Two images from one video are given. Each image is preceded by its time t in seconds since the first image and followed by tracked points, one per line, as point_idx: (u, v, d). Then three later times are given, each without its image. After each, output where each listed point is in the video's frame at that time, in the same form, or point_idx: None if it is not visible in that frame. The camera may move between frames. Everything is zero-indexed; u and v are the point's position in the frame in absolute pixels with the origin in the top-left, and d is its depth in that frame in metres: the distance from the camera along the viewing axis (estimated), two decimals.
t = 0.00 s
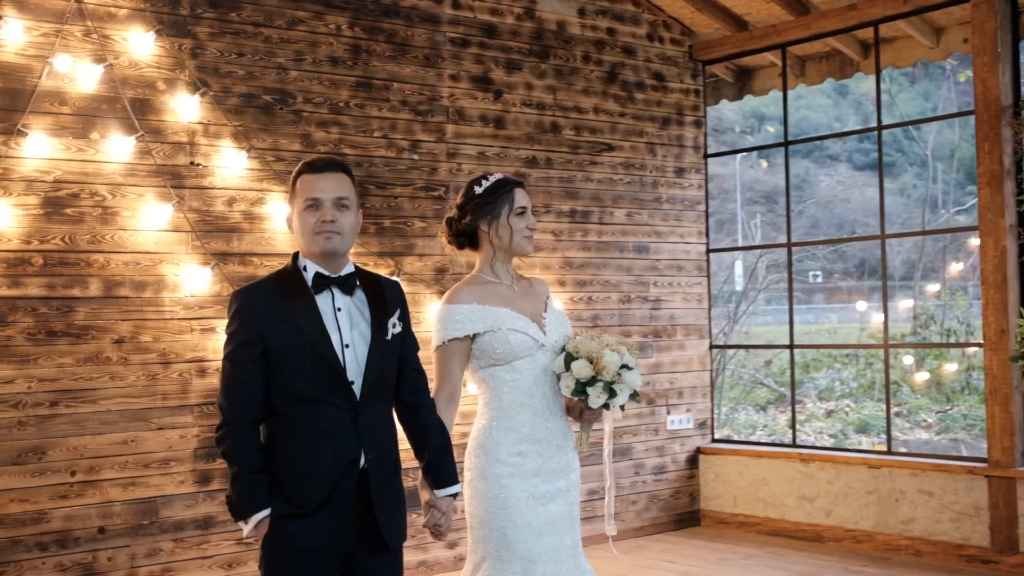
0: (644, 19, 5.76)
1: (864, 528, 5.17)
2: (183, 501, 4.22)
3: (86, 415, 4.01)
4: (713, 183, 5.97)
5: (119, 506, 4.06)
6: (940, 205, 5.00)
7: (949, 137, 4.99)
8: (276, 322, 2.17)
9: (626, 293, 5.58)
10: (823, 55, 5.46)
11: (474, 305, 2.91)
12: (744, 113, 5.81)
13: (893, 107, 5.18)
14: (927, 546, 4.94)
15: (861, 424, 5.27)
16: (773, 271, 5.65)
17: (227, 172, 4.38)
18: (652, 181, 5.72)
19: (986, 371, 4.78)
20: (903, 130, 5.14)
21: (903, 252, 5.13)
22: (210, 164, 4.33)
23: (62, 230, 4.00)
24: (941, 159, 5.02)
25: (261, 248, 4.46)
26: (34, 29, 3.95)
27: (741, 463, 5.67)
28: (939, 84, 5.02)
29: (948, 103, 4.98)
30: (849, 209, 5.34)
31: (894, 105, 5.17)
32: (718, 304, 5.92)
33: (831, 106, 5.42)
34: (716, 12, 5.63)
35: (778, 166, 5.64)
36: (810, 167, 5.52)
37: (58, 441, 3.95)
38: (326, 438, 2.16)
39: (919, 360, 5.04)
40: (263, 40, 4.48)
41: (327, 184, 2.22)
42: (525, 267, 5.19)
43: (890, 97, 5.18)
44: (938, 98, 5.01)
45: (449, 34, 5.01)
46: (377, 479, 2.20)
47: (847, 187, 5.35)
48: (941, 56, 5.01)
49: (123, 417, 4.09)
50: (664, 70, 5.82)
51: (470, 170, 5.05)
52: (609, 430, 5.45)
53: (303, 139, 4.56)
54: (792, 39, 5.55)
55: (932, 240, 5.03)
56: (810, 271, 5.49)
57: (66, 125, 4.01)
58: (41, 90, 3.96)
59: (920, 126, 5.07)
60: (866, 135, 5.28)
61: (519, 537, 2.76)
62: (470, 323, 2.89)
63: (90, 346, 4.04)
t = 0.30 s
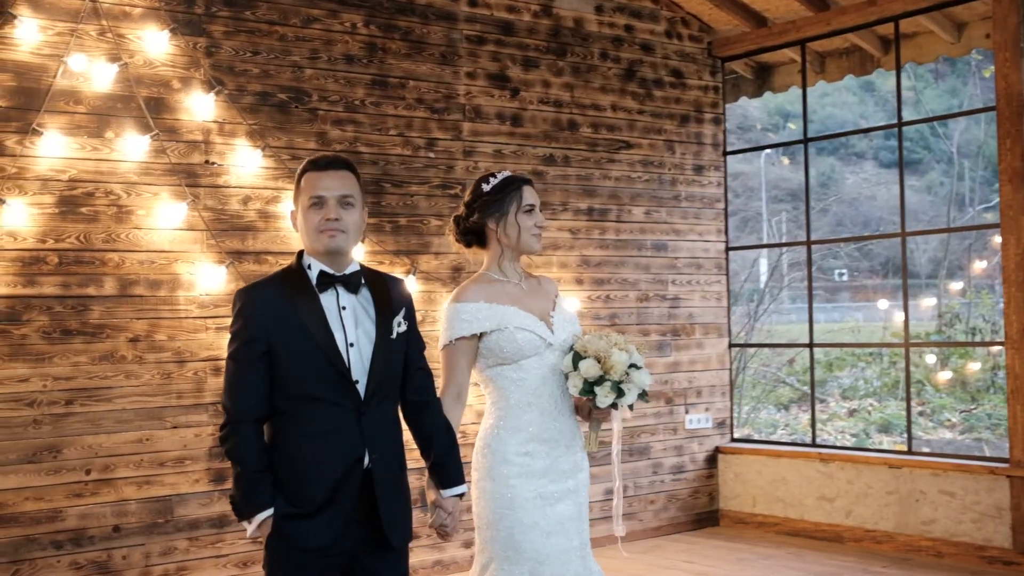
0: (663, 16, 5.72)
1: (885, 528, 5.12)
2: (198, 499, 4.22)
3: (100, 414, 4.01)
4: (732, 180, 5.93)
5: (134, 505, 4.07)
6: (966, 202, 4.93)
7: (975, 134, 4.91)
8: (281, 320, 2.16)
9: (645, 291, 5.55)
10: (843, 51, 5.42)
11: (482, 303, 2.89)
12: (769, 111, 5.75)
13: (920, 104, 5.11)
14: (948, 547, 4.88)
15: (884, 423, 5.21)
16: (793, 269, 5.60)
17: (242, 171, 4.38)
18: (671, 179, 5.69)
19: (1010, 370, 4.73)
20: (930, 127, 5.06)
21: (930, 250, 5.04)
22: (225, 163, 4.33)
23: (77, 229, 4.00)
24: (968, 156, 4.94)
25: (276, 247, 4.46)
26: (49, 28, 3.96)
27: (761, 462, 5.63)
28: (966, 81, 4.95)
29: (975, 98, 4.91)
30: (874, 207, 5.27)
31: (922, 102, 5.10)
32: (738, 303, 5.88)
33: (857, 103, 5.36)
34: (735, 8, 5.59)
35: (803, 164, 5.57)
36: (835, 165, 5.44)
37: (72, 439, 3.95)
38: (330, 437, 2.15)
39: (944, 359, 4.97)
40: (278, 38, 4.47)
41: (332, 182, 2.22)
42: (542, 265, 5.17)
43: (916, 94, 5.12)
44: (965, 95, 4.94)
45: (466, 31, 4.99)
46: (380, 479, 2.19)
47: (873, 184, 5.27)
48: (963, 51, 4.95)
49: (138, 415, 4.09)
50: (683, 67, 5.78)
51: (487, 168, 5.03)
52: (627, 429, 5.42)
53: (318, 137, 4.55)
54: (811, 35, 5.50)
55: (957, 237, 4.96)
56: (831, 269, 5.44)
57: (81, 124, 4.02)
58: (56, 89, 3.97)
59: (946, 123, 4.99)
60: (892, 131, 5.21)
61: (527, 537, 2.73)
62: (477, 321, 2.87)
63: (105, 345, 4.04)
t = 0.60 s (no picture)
0: (681, 13, 5.68)
1: (905, 529, 5.07)
2: (212, 498, 4.23)
3: (115, 412, 4.02)
4: (750, 178, 5.89)
5: (148, 503, 4.07)
6: (994, 199, 4.89)
7: (1003, 131, 4.85)
8: (283, 319, 2.15)
9: (663, 289, 5.52)
10: (863, 47, 5.37)
11: (488, 302, 2.87)
12: (795, 109, 5.70)
13: (949, 101, 5.03)
14: (969, 548, 4.83)
15: (906, 423, 5.17)
16: (813, 267, 5.57)
17: (257, 169, 4.38)
18: (689, 177, 5.65)
19: None
20: (957, 124, 4.99)
21: (957, 248, 4.99)
22: (240, 162, 4.33)
23: (92, 228, 4.01)
24: (996, 153, 4.89)
25: (291, 245, 4.46)
26: (64, 27, 3.96)
27: (779, 462, 5.58)
28: (993, 77, 4.89)
29: (1001, 94, 4.86)
30: (900, 205, 5.22)
31: (948, 99, 5.03)
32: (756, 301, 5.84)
33: (884, 100, 5.29)
34: (754, 4, 5.55)
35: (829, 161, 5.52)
36: (861, 162, 5.38)
37: (87, 438, 3.96)
38: (333, 436, 2.14)
39: (967, 358, 4.93)
40: (293, 37, 4.47)
41: (335, 179, 2.21)
42: (559, 264, 5.14)
43: (943, 91, 5.04)
44: (993, 91, 4.89)
45: (481, 29, 4.98)
46: (384, 478, 2.17)
47: (899, 182, 5.23)
48: (984, 47, 4.92)
49: (153, 414, 4.10)
50: (701, 65, 5.74)
51: (503, 166, 5.01)
52: (645, 427, 5.39)
53: (333, 136, 4.54)
54: (830, 31, 5.46)
55: (982, 234, 4.91)
56: (851, 268, 5.40)
57: (96, 122, 4.02)
58: (71, 88, 3.98)
59: (975, 119, 4.93)
60: (919, 128, 5.15)
61: (534, 538, 2.72)
62: (483, 320, 2.85)
63: (120, 343, 4.05)
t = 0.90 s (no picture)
0: (698, 10, 5.64)
1: (923, 530, 5.03)
2: (225, 497, 4.23)
3: (128, 410, 4.02)
4: (767, 176, 5.86)
5: (161, 502, 4.08)
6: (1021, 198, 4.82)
7: None
8: (284, 318, 2.14)
9: (679, 288, 5.49)
10: (882, 43, 5.33)
11: (492, 300, 2.85)
12: (818, 107, 5.62)
13: (975, 97, 4.96)
14: (989, 550, 4.78)
15: (927, 422, 5.11)
16: (831, 265, 5.53)
17: (270, 168, 4.37)
18: (705, 174, 5.62)
19: None
20: (983, 120, 4.92)
21: (983, 246, 4.92)
22: (253, 160, 4.33)
23: (105, 227, 4.02)
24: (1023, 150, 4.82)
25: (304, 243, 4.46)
26: (77, 27, 3.97)
27: (797, 461, 5.54)
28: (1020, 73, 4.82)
29: None
30: (926, 203, 5.15)
31: (975, 96, 4.95)
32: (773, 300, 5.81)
33: (910, 98, 5.22)
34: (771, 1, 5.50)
35: (854, 160, 5.45)
36: (887, 160, 5.31)
37: (100, 436, 3.97)
38: (333, 436, 2.12)
39: (989, 357, 4.87)
40: (306, 35, 4.46)
41: (336, 176, 2.22)
42: (574, 262, 5.12)
43: (970, 88, 4.97)
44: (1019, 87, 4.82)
45: (496, 27, 4.96)
46: (384, 478, 2.16)
47: (924, 180, 5.16)
48: (1004, 43, 4.87)
49: (165, 413, 4.11)
50: (718, 62, 5.71)
51: (518, 164, 4.99)
52: (661, 427, 5.36)
53: (346, 134, 4.54)
54: (848, 27, 5.42)
55: (1007, 232, 4.85)
56: (871, 266, 5.36)
57: (108, 121, 4.03)
58: (83, 88, 3.98)
59: (1002, 116, 4.86)
60: (945, 126, 5.07)
61: (537, 538, 2.70)
62: (486, 319, 2.83)
63: (132, 342, 4.05)
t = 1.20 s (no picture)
0: (714, 7, 5.61)
1: (942, 531, 4.98)
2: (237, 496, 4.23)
3: (141, 409, 4.03)
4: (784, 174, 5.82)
5: (174, 501, 4.08)
6: None
7: None
8: (284, 317, 2.13)
9: (695, 287, 5.45)
10: (901, 40, 5.28)
11: (495, 299, 2.84)
12: (844, 105, 5.54)
13: (1002, 94, 4.87)
14: (1008, 552, 4.72)
15: (949, 422, 5.06)
16: (850, 265, 5.49)
17: (282, 167, 4.37)
18: (722, 172, 5.58)
19: None
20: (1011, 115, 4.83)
21: (1010, 244, 4.85)
22: (265, 159, 4.33)
23: (117, 226, 4.02)
24: None
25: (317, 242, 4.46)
26: (90, 26, 3.97)
27: (815, 462, 5.50)
28: None
29: None
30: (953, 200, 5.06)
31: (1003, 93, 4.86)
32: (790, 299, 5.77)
33: (936, 96, 5.14)
34: None
35: (880, 159, 5.38)
36: (913, 158, 5.23)
37: (113, 435, 3.97)
38: (333, 436, 2.11)
39: (1012, 356, 4.82)
40: (319, 34, 4.45)
41: (336, 175, 2.21)
42: (589, 261, 5.10)
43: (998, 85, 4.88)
44: None
45: (510, 25, 4.94)
46: (385, 478, 2.15)
47: (951, 178, 5.08)
48: None
49: (178, 412, 4.11)
50: (735, 59, 5.67)
51: (532, 162, 4.97)
52: (677, 426, 5.33)
53: (359, 132, 4.53)
54: (866, 24, 5.37)
55: None
56: (892, 266, 5.30)
57: (121, 120, 4.03)
58: (96, 87, 3.99)
59: None
60: (972, 123, 4.99)
61: (541, 539, 2.68)
62: (490, 319, 2.81)
63: (145, 341, 4.05)
